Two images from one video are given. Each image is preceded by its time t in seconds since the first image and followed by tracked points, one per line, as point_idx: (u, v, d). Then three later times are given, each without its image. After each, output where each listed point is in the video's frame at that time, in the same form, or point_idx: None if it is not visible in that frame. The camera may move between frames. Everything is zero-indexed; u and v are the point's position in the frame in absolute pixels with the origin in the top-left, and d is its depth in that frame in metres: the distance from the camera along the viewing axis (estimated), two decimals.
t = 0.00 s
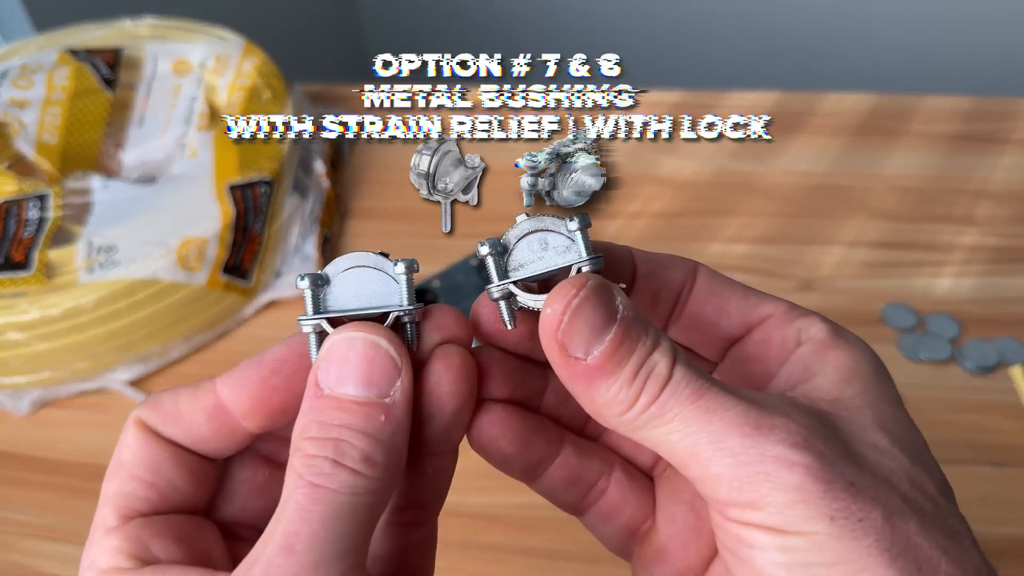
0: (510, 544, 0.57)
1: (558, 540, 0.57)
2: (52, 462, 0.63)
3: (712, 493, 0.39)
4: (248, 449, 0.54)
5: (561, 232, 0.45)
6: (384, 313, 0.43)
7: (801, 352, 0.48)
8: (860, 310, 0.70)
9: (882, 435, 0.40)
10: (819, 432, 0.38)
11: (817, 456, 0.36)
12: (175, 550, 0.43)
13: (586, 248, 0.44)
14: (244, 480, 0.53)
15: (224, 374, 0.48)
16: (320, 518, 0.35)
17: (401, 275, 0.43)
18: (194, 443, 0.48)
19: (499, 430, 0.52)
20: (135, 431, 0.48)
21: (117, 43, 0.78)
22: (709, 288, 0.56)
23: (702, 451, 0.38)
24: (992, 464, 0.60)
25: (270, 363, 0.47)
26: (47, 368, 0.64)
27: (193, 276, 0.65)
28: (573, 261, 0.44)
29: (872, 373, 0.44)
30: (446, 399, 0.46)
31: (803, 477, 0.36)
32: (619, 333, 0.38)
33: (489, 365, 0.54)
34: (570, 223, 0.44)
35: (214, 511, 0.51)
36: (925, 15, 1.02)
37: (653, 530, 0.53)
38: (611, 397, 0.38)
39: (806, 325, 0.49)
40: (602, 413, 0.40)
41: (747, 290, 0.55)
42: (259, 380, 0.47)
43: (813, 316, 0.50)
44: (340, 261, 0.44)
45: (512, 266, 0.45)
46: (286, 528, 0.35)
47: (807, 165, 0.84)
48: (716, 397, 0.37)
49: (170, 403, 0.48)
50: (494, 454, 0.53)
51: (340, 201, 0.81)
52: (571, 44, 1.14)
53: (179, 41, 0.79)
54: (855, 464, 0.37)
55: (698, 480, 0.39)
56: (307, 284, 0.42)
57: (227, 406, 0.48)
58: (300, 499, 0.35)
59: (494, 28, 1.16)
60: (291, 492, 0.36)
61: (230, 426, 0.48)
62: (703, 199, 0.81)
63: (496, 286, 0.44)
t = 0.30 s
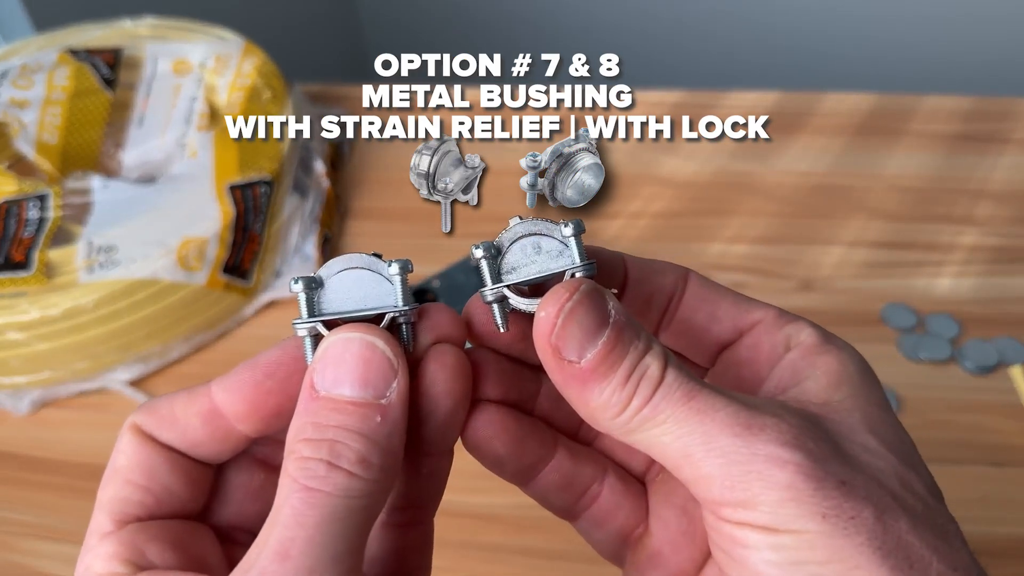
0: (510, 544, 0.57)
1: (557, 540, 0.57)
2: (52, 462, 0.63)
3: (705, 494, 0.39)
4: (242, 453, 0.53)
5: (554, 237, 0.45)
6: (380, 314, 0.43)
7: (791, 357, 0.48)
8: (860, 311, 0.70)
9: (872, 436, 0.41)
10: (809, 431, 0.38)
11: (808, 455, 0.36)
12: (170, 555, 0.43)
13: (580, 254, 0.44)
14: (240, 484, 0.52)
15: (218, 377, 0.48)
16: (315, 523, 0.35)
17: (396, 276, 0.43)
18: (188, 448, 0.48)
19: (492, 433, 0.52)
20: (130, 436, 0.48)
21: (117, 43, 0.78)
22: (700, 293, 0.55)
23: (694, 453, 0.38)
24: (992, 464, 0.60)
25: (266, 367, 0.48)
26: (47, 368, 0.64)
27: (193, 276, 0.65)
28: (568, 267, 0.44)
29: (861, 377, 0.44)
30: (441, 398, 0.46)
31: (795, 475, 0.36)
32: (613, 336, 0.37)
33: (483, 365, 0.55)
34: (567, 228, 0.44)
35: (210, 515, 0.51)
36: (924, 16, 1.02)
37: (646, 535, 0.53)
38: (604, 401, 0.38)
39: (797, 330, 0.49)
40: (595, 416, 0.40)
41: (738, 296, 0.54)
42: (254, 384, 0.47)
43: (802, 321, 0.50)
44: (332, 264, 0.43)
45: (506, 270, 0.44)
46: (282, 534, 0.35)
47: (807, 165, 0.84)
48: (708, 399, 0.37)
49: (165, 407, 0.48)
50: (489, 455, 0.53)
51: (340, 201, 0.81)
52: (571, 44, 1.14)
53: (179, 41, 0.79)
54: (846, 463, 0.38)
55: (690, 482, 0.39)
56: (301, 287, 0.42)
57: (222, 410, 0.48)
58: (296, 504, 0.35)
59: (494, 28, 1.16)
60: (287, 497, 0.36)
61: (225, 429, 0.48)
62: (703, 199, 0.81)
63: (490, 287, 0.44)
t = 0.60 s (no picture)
0: (510, 544, 0.57)
1: (556, 541, 0.57)
2: (52, 462, 0.63)
3: (703, 494, 0.39)
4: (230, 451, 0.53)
5: (548, 240, 0.45)
6: (380, 317, 0.43)
7: (785, 362, 0.48)
8: (860, 311, 0.70)
9: (867, 438, 0.41)
10: (807, 432, 0.38)
11: (805, 455, 0.36)
12: (166, 560, 0.43)
13: (575, 254, 0.44)
14: (228, 485, 0.52)
15: (211, 378, 0.47)
16: (319, 528, 0.35)
17: (395, 278, 0.43)
18: (178, 450, 0.48)
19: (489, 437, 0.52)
20: (118, 437, 0.47)
21: (117, 43, 0.78)
22: (694, 296, 0.55)
23: (692, 453, 0.37)
24: (992, 464, 0.60)
25: (259, 369, 0.47)
26: (47, 368, 0.64)
27: (193, 276, 0.65)
28: (563, 268, 0.44)
29: (853, 380, 0.45)
30: (439, 401, 0.46)
31: (794, 475, 0.36)
32: (615, 337, 0.38)
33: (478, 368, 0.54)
34: (562, 230, 0.44)
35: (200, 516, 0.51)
36: (924, 16, 1.02)
37: (638, 541, 0.53)
38: (605, 401, 0.39)
39: (790, 335, 0.49)
40: (595, 417, 0.40)
41: (731, 302, 0.54)
42: (248, 385, 0.47)
43: (797, 327, 0.50)
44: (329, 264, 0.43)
45: (502, 274, 0.44)
46: (285, 540, 0.35)
47: (807, 165, 0.84)
48: (707, 399, 0.38)
49: (154, 407, 0.47)
50: (484, 458, 0.53)
51: (340, 201, 0.81)
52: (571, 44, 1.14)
53: (179, 41, 0.79)
54: (843, 464, 0.38)
55: (689, 483, 0.39)
56: (299, 288, 0.41)
57: (214, 412, 0.47)
58: (299, 510, 0.35)
59: (494, 28, 1.16)
60: (290, 503, 0.36)
61: (218, 431, 0.48)
62: (703, 199, 0.81)
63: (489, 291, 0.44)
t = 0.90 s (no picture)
0: (510, 544, 0.57)
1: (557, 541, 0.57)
2: (52, 462, 0.63)
3: (703, 490, 0.38)
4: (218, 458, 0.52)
5: (551, 250, 0.45)
6: (399, 325, 0.43)
7: (779, 371, 0.48)
8: (860, 311, 0.70)
9: (858, 439, 0.41)
10: (801, 430, 0.38)
11: (802, 450, 0.37)
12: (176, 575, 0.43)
13: (583, 263, 0.45)
14: (221, 496, 0.52)
15: (219, 386, 0.47)
16: (360, 539, 0.35)
17: (415, 287, 0.44)
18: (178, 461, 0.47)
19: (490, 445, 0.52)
20: (114, 447, 0.46)
21: (117, 43, 0.78)
22: (687, 311, 0.55)
23: (693, 449, 0.37)
24: (992, 464, 0.60)
25: (271, 378, 0.47)
26: (47, 368, 0.64)
27: (193, 276, 0.65)
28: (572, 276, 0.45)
29: (839, 388, 0.45)
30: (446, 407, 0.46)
31: (792, 468, 0.36)
32: (623, 337, 0.39)
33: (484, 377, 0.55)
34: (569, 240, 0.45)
35: (191, 525, 0.50)
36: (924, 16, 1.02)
37: (634, 550, 0.53)
38: (610, 398, 0.39)
39: (781, 348, 0.49)
40: (600, 414, 0.40)
41: (723, 319, 0.54)
42: (260, 394, 0.47)
43: (786, 341, 0.51)
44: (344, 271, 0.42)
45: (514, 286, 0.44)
46: (327, 553, 0.35)
47: (807, 165, 0.84)
48: (709, 398, 0.38)
49: (154, 416, 0.46)
50: (483, 465, 0.53)
51: (340, 201, 0.81)
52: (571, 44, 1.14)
53: (179, 41, 0.79)
54: (836, 461, 0.38)
55: (690, 480, 0.39)
56: (324, 294, 0.40)
57: (222, 421, 0.47)
58: (338, 521, 0.35)
59: (494, 28, 1.16)
60: (326, 515, 0.35)
61: (223, 441, 0.48)
62: (703, 199, 0.81)
63: (506, 299, 0.42)
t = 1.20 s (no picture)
0: (511, 544, 0.57)
1: (558, 541, 0.57)
2: (52, 462, 0.63)
3: (706, 496, 0.38)
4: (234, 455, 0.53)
5: (551, 249, 0.45)
6: (390, 327, 0.43)
7: (787, 370, 0.48)
8: (860, 311, 0.70)
9: (867, 445, 0.41)
10: (809, 436, 0.38)
11: (808, 457, 0.37)
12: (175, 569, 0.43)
13: (581, 263, 0.45)
14: (239, 492, 0.52)
15: (205, 366, 0.48)
16: (331, 539, 0.35)
17: (410, 288, 0.43)
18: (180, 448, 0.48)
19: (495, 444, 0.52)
20: (121, 444, 0.47)
21: (117, 43, 0.78)
22: (696, 303, 0.55)
23: (697, 455, 0.38)
24: (992, 464, 0.60)
25: (253, 351, 0.47)
26: (47, 368, 0.64)
27: (193, 276, 0.65)
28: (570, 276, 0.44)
29: (852, 390, 0.44)
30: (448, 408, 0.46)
31: (797, 477, 0.36)
32: (618, 338, 0.38)
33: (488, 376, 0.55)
34: (566, 239, 0.45)
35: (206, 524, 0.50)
36: (923, 16, 1.02)
37: (640, 546, 0.53)
38: (609, 400, 0.39)
39: (790, 345, 0.49)
40: (600, 417, 0.40)
41: (732, 311, 0.54)
42: (246, 369, 0.47)
43: (797, 337, 0.50)
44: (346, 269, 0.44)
45: (511, 287, 0.44)
46: (298, 552, 0.35)
47: (807, 165, 0.84)
48: (710, 402, 0.38)
49: (152, 406, 0.47)
50: (490, 463, 0.53)
51: (340, 201, 0.81)
52: (571, 43, 1.14)
53: (179, 41, 0.79)
54: (843, 468, 0.38)
55: (692, 484, 0.39)
56: (314, 292, 0.42)
57: (215, 399, 0.47)
58: (311, 520, 0.35)
59: (494, 28, 1.16)
60: (302, 513, 0.36)
61: (221, 416, 0.48)
62: (703, 199, 0.81)
63: (499, 302, 0.43)
